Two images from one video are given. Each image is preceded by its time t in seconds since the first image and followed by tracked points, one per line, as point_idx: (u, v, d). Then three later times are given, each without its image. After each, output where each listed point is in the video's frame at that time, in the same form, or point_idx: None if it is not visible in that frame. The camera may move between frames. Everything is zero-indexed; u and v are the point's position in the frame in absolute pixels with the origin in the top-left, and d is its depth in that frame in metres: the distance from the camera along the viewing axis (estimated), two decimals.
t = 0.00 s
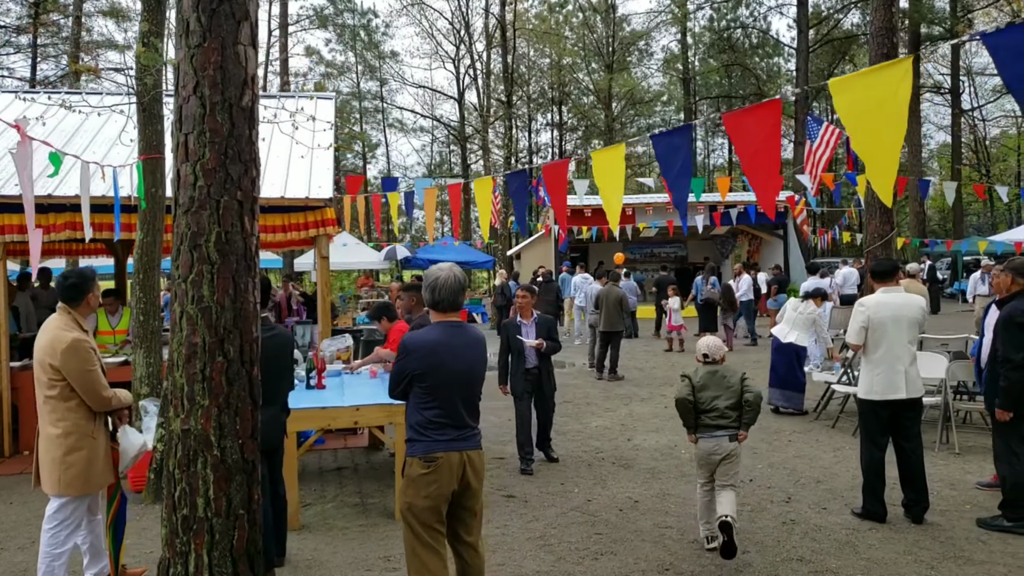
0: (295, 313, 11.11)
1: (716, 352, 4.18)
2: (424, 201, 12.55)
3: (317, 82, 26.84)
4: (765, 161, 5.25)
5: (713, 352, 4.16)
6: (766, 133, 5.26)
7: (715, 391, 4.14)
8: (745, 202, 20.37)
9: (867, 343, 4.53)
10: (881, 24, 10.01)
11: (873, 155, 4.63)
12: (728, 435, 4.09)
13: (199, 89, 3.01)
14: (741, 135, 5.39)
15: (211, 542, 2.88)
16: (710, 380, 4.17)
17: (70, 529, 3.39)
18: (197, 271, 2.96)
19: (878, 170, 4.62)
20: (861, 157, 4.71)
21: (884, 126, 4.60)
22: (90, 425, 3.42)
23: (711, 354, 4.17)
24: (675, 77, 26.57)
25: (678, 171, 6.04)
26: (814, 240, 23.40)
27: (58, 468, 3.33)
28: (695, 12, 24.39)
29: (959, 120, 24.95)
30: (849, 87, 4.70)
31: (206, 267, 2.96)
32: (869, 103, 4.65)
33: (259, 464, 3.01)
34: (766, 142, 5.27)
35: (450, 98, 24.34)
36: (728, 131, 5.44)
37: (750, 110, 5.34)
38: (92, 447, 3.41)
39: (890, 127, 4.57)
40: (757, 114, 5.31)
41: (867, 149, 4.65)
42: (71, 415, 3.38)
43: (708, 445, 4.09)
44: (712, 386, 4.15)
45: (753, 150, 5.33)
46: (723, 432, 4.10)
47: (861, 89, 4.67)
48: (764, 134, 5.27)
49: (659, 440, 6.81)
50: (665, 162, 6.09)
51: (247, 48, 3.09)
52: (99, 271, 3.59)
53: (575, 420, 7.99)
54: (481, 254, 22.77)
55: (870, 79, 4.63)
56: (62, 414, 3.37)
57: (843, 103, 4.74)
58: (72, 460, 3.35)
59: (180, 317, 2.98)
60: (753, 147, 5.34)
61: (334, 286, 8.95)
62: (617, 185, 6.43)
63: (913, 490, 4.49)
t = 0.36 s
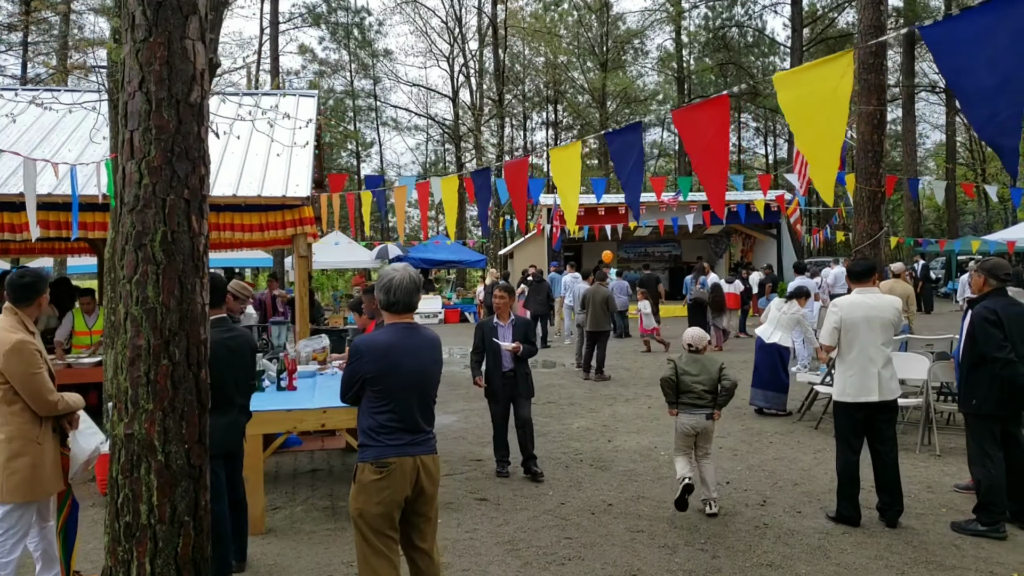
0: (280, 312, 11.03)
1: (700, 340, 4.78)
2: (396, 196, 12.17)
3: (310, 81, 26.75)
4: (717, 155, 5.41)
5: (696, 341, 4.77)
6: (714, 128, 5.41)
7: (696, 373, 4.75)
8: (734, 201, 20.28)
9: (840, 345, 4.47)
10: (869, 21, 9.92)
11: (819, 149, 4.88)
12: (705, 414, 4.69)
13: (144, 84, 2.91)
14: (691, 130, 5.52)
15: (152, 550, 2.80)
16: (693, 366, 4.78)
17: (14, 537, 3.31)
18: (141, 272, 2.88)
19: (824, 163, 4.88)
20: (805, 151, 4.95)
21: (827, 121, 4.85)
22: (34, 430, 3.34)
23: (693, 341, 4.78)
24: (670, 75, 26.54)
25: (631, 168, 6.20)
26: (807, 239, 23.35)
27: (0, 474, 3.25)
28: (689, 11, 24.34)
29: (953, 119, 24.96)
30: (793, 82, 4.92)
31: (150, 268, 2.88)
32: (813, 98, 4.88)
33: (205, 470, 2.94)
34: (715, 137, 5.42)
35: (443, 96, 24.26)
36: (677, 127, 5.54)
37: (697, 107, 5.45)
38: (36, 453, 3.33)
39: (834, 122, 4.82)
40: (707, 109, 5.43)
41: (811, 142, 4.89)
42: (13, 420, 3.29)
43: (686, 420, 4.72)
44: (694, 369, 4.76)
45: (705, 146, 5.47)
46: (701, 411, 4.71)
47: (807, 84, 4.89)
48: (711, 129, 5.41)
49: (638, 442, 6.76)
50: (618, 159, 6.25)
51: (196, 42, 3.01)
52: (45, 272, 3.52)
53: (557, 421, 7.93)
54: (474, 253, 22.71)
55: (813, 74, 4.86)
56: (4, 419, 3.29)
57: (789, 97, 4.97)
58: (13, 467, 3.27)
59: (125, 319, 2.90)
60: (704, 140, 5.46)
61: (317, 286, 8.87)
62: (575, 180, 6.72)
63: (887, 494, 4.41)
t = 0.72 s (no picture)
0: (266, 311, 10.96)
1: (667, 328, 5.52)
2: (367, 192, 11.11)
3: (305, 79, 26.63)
4: (670, 147, 5.53)
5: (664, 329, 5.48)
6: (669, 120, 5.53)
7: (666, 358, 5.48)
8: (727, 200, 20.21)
9: (819, 344, 4.41)
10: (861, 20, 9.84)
11: (766, 139, 4.91)
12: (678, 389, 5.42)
13: (95, 75, 2.84)
14: (644, 122, 5.61)
15: (101, 552, 2.74)
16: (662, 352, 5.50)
17: None
18: (92, 268, 2.81)
19: (771, 154, 4.93)
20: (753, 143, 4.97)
21: (772, 112, 4.87)
22: None
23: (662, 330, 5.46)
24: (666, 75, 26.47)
25: (590, 161, 6.30)
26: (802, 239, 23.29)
27: None
28: (685, 10, 24.26)
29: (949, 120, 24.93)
30: (742, 71, 4.91)
31: (101, 264, 2.81)
32: (762, 88, 4.90)
33: (157, 471, 2.88)
34: (668, 129, 5.54)
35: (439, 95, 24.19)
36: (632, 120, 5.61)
37: (651, 100, 5.55)
38: None
39: (782, 111, 4.86)
40: (661, 101, 5.54)
41: (758, 133, 4.92)
42: None
43: (662, 397, 5.45)
44: (663, 353, 5.50)
45: (659, 138, 5.57)
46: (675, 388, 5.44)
47: (756, 74, 4.90)
48: (666, 121, 5.54)
49: (621, 443, 6.69)
50: (577, 153, 6.33)
51: (149, 33, 2.92)
52: None
53: (541, 421, 7.85)
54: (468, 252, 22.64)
55: (762, 63, 4.88)
56: None
57: (738, 87, 4.94)
58: None
59: (74, 316, 2.82)
60: (659, 133, 5.58)
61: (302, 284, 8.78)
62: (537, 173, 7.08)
63: (866, 497, 4.34)
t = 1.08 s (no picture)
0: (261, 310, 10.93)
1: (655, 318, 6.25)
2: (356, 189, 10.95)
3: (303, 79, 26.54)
4: (645, 138, 5.48)
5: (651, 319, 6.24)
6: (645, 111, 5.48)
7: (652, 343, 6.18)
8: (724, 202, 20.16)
9: (807, 345, 4.36)
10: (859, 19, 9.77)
11: (743, 127, 4.87)
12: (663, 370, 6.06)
13: (65, 64, 2.77)
14: (622, 114, 5.57)
15: (68, 553, 2.68)
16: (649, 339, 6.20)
17: None
18: (61, 261, 2.73)
19: (748, 141, 4.89)
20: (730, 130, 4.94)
21: (750, 99, 4.83)
22: None
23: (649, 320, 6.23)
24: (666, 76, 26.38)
25: (568, 156, 6.25)
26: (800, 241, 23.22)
27: None
28: (685, 11, 24.16)
29: (949, 123, 24.84)
30: (720, 57, 4.86)
31: (70, 257, 2.73)
32: (739, 75, 4.85)
33: (127, 470, 2.81)
34: (645, 120, 5.49)
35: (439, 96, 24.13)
36: (610, 111, 5.58)
37: (629, 90, 5.51)
38: None
39: (759, 98, 4.81)
40: (639, 93, 5.50)
41: (735, 120, 4.88)
42: None
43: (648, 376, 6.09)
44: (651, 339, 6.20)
45: (636, 129, 5.52)
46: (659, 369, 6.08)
47: (732, 60, 4.85)
48: (644, 112, 5.49)
49: (612, 444, 6.61)
50: (556, 147, 6.29)
51: (122, 22, 2.87)
52: None
53: (533, 422, 7.78)
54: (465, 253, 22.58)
55: (740, 49, 4.82)
56: None
57: (715, 74, 4.89)
58: None
59: (43, 311, 2.75)
60: (635, 125, 5.54)
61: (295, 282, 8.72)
62: (517, 171, 7.08)
63: (858, 500, 4.27)
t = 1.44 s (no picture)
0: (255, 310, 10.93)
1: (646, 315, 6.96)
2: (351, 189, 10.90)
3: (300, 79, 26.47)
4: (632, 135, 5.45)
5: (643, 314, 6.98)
6: (632, 108, 5.46)
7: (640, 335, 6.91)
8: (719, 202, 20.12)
9: (793, 347, 4.37)
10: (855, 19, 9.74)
11: (731, 122, 4.84)
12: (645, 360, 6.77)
13: (49, 60, 2.74)
14: (609, 111, 5.55)
15: (49, 556, 2.65)
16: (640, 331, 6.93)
17: None
18: (43, 260, 2.70)
19: (737, 140, 4.86)
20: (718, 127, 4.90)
21: (738, 96, 4.81)
22: None
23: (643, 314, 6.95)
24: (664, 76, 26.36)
25: (556, 153, 6.22)
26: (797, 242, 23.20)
27: None
28: (683, 12, 24.14)
29: (946, 124, 24.87)
30: (706, 54, 4.86)
31: (53, 257, 2.69)
32: (724, 71, 4.84)
33: (111, 472, 2.78)
34: (631, 118, 5.48)
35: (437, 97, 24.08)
36: (596, 108, 5.56)
37: (616, 87, 5.49)
38: None
39: (746, 94, 4.80)
40: (626, 89, 5.48)
41: (722, 117, 4.85)
42: None
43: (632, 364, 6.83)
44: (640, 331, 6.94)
45: (622, 126, 5.50)
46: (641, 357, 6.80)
47: (719, 57, 4.84)
48: (630, 109, 5.47)
49: (607, 445, 6.59)
50: (544, 144, 6.27)
51: (106, 18, 2.83)
52: None
53: (528, 423, 7.75)
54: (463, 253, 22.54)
55: (726, 46, 4.82)
56: None
57: (701, 69, 4.89)
58: None
59: (24, 311, 2.71)
60: (621, 123, 5.51)
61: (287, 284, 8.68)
62: (506, 168, 7.09)
63: (852, 502, 4.23)
